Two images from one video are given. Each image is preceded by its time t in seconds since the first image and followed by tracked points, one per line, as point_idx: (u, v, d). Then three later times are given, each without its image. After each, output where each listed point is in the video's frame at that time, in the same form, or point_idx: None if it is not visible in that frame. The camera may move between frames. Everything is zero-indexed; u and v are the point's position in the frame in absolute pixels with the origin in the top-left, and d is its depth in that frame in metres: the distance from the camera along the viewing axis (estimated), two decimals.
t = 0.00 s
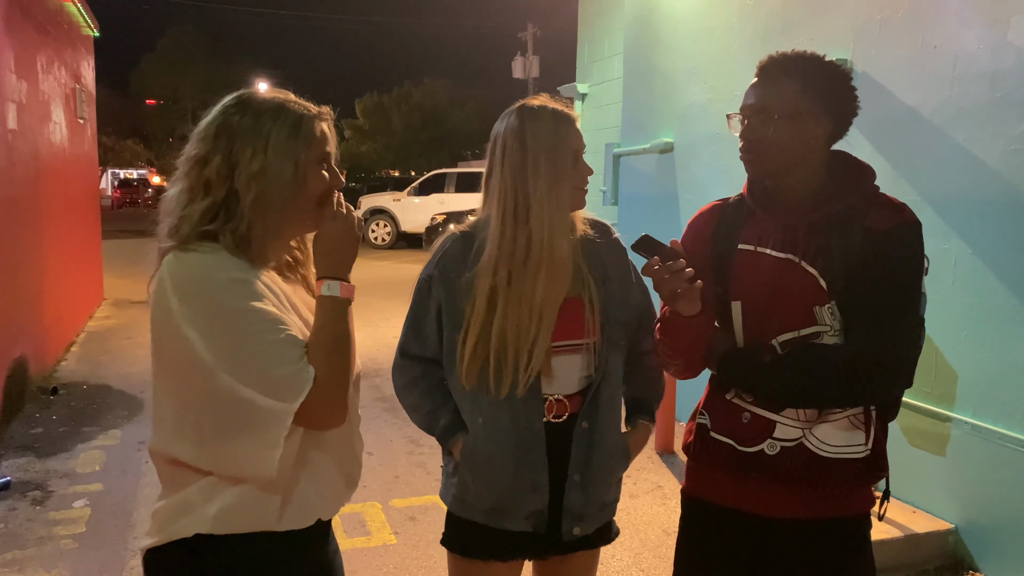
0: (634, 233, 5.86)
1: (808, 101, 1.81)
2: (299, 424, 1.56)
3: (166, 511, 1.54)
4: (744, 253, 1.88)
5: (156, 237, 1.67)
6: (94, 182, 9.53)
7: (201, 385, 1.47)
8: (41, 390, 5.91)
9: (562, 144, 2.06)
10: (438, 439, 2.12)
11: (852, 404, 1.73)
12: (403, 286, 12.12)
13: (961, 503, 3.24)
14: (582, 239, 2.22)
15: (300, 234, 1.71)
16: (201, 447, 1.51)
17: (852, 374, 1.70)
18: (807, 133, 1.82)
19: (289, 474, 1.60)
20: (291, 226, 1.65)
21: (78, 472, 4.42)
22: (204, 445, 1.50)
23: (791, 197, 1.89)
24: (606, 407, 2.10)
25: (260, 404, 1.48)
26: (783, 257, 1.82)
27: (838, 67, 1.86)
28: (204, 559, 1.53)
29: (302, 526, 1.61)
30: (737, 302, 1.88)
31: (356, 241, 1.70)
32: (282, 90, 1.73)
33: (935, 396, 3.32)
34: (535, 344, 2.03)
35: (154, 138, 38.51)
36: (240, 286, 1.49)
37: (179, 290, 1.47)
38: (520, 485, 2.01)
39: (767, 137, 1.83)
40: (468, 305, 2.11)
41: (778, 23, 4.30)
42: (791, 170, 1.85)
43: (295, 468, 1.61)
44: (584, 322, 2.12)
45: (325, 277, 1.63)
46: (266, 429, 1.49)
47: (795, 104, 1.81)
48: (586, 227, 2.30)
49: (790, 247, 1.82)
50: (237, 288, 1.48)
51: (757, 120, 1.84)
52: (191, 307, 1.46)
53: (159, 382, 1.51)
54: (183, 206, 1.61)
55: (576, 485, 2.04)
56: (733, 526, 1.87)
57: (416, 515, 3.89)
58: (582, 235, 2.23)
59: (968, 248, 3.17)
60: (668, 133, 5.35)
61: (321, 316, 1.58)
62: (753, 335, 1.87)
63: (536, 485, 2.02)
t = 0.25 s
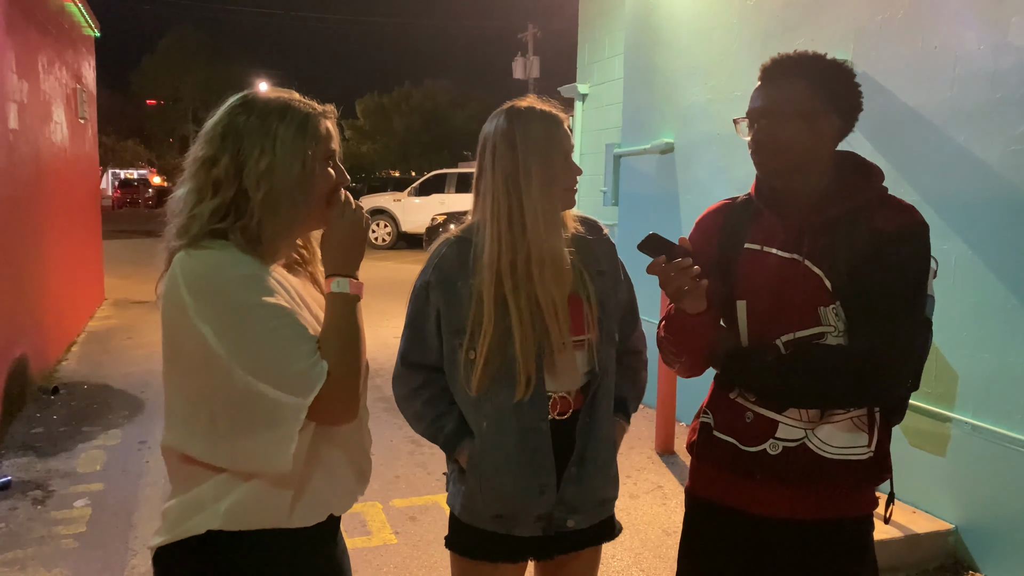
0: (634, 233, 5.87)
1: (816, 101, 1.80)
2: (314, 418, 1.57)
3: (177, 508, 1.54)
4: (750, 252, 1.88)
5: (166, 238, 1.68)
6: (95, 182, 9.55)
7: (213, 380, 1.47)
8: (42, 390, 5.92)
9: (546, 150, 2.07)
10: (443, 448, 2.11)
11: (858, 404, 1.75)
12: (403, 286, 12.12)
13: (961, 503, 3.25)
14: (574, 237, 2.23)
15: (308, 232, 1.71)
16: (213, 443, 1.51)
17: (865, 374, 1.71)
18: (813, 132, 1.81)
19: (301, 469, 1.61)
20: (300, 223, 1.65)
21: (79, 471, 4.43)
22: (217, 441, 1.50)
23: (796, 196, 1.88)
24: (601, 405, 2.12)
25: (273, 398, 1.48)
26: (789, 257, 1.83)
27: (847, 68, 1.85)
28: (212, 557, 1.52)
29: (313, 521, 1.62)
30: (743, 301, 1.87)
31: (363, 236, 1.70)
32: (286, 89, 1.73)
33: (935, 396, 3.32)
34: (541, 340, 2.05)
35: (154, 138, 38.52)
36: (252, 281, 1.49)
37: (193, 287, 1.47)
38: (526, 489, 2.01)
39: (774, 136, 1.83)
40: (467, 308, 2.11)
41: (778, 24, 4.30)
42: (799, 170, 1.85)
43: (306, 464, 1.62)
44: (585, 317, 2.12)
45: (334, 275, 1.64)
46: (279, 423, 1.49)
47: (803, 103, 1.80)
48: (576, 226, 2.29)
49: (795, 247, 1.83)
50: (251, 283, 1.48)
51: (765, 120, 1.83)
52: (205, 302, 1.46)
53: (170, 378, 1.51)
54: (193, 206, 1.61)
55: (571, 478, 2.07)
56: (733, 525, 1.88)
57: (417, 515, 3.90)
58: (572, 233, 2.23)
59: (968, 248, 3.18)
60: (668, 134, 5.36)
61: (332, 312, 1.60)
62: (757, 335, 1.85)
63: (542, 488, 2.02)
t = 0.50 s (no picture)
0: (634, 233, 5.87)
1: (820, 100, 1.80)
2: (320, 417, 1.58)
3: (181, 506, 1.54)
4: (753, 252, 1.89)
5: (172, 234, 1.66)
6: (95, 181, 9.55)
7: (221, 376, 1.47)
8: (42, 390, 5.92)
9: (532, 150, 2.07)
10: (432, 448, 2.11)
11: (853, 405, 1.73)
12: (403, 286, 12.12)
13: (961, 503, 3.24)
14: (562, 235, 2.23)
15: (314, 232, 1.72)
16: (218, 441, 1.50)
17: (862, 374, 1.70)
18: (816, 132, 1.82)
19: (306, 469, 1.61)
20: (308, 222, 1.65)
21: (78, 470, 4.43)
22: (222, 439, 1.50)
23: (803, 196, 1.88)
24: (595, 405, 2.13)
25: (281, 396, 1.48)
26: (792, 256, 1.83)
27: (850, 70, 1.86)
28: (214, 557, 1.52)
29: (316, 521, 1.61)
30: (747, 300, 1.88)
31: (369, 236, 1.73)
32: (295, 89, 1.73)
33: (935, 396, 3.32)
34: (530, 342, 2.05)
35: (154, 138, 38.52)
36: (262, 278, 1.49)
37: (201, 283, 1.47)
38: (513, 489, 2.00)
39: (778, 136, 1.83)
40: (455, 309, 2.11)
41: (778, 24, 4.30)
42: (805, 170, 1.85)
43: (311, 463, 1.62)
44: (573, 316, 2.13)
45: (340, 276, 1.66)
46: (286, 421, 1.49)
47: (806, 102, 1.81)
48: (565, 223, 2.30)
49: (799, 246, 1.83)
50: (260, 280, 1.48)
51: (770, 119, 1.84)
52: (214, 298, 1.46)
53: (175, 375, 1.50)
54: (201, 203, 1.61)
55: (573, 478, 2.06)
56: (732, 523, 1.88)
57: (416, 515, 3.90)
58: (561, 231, 2.23)
59: (968, 249, 3.17)
60: (668, 134, 5.36)
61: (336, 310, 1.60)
62: (761, 334, 1.87)
63: (531, 487, 2.01)
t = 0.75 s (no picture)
0: (634, 233, 5.87)
1: (822, 100, 1.81)
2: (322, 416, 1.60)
3: (180, 507, 1.53)
4: (757, 251, 1.89)
5: (174, 232, 1.66)
6: (95, 181, 9.55)
7: (224, 376, 1.47)
8: (42, 390, 5.92)
9: (527, 146, 2.07)
10: (416, 440, 2.10)
11: (857, 402, 1.73)
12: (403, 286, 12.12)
13: (961, 503, 3.24)
14: (557, 233, 2.24)
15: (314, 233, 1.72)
16: (219, 441, 1.50)
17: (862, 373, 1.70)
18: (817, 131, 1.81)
19: (305, 470, 1.61)
20: (311, 223, 1.66)
21: (79, 470, 4.43)
22: (223, 439, 1.50)
23: (808, 195, 1.88)
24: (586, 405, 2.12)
25: (283, 397, 1.48)
26: (796, 254, 1.83)
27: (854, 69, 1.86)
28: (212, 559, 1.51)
29: (314, 522, 1.61)
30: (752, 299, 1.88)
31: (370, 239, 1.76)
32: (297, 89, 1.73)
33: (935, 395, 3.33)
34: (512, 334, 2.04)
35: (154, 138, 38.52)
36: (266, 279, 1.49)
37: (205, 282, 1.46)
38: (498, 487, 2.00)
39: (781, 135, 1.83)
40: (444, 302, 2.11)
41: (778, 24, 4.30)
42: (810, 170, 1.85)
43: (311, 464, 1.62)
44: (563, 314, 2.14)
45: (341, 276, 1.69)
46: (288, 422, 1.50)
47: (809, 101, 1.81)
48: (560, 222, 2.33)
49: (802, 244, 1.83)
50: (264, 281, 1.48)
51: (773, 119, 1.84)
52: (217, 298, 1.46)
53: (177, 375, 1.50)
54: (204, 202, 1.60)
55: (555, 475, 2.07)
56: (734, 521, 1.89)
57: (417, 514, 3.90)
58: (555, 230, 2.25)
59: (968, 248, 3.17)
60: (668, 134, 5.37)
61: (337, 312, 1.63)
62: (764, 333, 1.87)
63: (517, 483, 2.02)
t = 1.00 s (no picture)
0: (633, 233, 5.86)
1: (825, 101, 1.81)
2: (318, 422, 1.58)
3: (175, 511, 1.52)
4: (763, 252, 1.89)
5: (170, 234, 1.66)
6: (94, 181, 9.54)
7: (220, 379, 1.47)
8: (42, 390, 5.92)
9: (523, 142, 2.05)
10: (407, 437, 2.07)
11: (864, 403, 1.72)
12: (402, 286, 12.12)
13: (961, 503, 3.24)
14: (551, 230, 2.25)
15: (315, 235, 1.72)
16: (214, 446, 1.49)
17: (864, 373, 1.69)
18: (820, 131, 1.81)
19: (302, 474, 1.60)
20: (308, 225, 1.66)
21: (78, 470, 4.43)
22: (218, 443, 1.49)
23: (812, 195, 1.88)
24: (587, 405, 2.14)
25: (279, 401, 1.48)
26: (802, 255, 1.82)
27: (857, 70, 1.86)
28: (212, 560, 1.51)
29: (310, 527, 1.61)
30: (757, 299, 1.88)
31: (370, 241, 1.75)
32: (296, 89, 1.72)
33: (936, 395, 3.33)
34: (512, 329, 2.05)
35: (154, 138, 38.51)
36: (263, 282, 1.49)
37: (200, 285, 1.46)
38: (490, 485, 1.98)
39: (785, 135, 1.83)
40: (438, 295, 2.08)
41: (778, 23, 4.30)
42: (813, 169, 1.84)
43: (307, 469, 1.61)
44: (558, 309, 2.16)
45: (340, 280, 1.68)
46: (284, 427, 1.49)
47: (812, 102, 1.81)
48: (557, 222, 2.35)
49: (808, 245, 1.82)
50: (261, 284, 1.49)
51: (776, 119, 1.84)
52: (213, 300, 1.46)
53: (173, 379, 1.49)
54: (200, 203, 1.60)
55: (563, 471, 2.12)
56: (740, 520, 1.89)
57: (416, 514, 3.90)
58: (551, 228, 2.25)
59: (968, 248, 3.17)
60: (668, 133, 5.36)
61: (336, 316, 1.63)
62: (770, 333, 1.86)
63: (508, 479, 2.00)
